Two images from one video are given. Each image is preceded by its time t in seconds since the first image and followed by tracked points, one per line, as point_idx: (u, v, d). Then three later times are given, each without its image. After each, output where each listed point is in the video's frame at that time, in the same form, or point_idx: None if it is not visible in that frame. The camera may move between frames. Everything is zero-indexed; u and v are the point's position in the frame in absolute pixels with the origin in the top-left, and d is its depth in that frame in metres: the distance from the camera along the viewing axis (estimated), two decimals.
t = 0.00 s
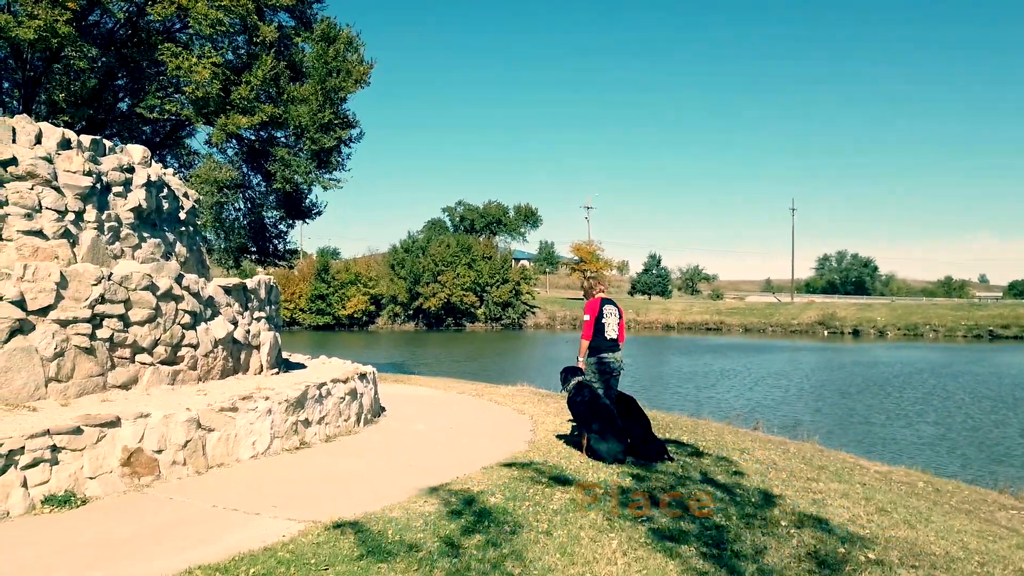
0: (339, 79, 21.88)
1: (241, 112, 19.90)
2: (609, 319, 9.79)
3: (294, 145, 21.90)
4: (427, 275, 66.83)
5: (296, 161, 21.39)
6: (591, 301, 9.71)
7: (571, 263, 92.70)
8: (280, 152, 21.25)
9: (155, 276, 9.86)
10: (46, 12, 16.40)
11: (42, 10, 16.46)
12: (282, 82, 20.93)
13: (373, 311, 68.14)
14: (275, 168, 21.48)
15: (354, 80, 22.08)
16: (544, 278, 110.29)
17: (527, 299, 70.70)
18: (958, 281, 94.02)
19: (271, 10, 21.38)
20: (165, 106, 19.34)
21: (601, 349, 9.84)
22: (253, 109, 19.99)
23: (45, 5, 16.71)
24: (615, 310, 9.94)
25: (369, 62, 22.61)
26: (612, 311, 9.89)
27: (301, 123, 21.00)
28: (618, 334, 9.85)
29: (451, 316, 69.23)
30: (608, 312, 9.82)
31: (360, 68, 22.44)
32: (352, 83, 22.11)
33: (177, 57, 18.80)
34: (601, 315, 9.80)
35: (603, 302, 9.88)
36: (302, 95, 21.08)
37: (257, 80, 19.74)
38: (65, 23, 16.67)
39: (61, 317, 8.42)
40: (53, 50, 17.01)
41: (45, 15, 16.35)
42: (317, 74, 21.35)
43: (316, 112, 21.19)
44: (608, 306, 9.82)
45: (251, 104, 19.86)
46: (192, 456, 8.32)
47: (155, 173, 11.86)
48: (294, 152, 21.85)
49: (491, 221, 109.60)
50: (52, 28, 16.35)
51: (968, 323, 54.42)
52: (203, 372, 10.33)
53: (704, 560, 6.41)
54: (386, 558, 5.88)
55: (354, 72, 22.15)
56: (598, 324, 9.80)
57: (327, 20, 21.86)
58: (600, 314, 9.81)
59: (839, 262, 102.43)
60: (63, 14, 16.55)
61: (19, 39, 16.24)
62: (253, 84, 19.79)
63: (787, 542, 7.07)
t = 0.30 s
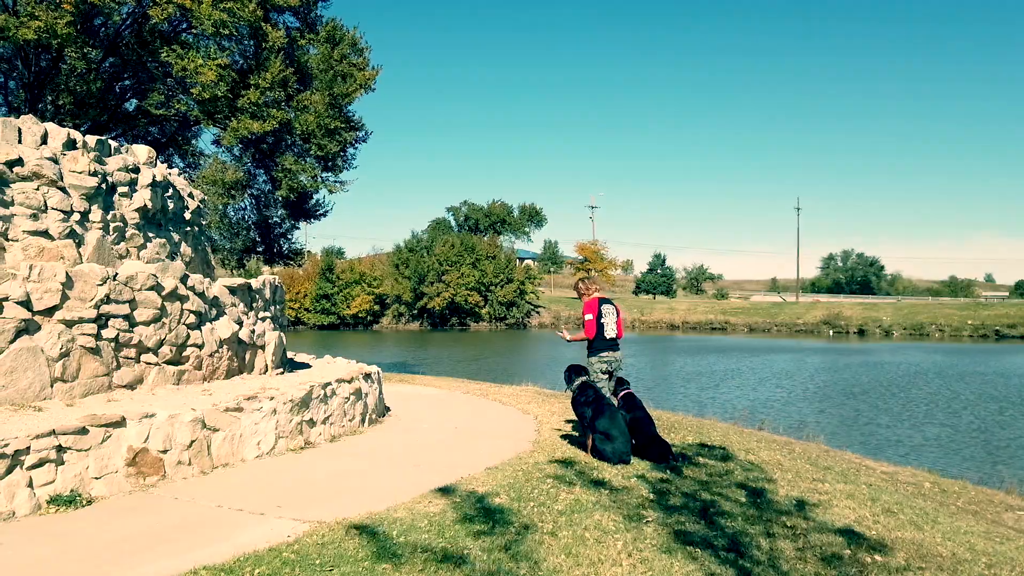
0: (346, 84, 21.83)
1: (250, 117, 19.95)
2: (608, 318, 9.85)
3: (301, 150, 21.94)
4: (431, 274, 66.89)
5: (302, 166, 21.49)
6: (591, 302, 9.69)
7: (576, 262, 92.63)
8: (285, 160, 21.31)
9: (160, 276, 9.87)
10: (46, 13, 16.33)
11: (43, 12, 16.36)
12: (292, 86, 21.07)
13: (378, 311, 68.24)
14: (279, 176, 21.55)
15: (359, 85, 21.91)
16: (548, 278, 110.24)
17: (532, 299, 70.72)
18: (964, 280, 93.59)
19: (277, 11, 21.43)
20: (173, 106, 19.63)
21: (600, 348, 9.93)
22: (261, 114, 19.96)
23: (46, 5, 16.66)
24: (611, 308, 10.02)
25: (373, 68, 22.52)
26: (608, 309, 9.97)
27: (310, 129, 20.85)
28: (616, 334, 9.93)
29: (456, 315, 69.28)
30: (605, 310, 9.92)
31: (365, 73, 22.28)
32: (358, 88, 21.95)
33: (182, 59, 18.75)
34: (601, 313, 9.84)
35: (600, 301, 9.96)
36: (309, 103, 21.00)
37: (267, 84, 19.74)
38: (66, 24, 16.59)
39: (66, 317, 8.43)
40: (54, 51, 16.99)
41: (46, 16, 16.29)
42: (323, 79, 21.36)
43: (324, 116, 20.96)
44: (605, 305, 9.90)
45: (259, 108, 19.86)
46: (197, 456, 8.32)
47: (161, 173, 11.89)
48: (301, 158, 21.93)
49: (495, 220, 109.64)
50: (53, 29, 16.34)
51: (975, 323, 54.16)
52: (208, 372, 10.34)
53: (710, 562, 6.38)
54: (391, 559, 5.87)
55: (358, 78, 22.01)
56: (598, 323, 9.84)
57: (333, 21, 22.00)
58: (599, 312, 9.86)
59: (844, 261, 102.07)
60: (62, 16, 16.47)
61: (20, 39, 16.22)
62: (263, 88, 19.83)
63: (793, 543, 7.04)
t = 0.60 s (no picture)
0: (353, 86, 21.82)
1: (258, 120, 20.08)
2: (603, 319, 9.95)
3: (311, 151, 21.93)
4: (436, 274, 66.94)
5: (312, 166, 21.58)
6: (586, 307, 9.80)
7: (580, 262, 92.56)
8: (293, 156, 21.38)
9: (166, 275, 9.89)
10: (56, 14, 16.47)
11: (54, 13, 16.52)
12: (297, 88, 21.08)
13: (382, 310, 68.33)
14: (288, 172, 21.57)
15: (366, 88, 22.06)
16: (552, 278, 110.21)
17: (536, 299, 70.72)
18: (970, 279, 93.20)
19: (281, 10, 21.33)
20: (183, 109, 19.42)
21: (596, 348, 9.96)
22: (270, 117, 20.10)
23: (56, 8, 16.81)
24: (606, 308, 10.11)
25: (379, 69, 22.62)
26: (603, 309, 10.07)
27: (317, 128, 20.84)
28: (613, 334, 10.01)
29: (460, 315, 69.30)
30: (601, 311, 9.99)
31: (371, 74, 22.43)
32: (364, 90, 22.06)
33: (190, 63, 18.91)
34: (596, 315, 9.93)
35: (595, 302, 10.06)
36: (316, 102, 20.94)
37: (275, 86, 19.93)
38: (76, 25, 16.75)
39: (72, 317, 8.45)
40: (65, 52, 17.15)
41: (56, 17, 16.42)
42: (329, 81, 21.51)
43: (332, 116, 21.00)
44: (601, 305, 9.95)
45: (268, 112, 20.00)
46: (202, 455, 8.33)
47: (166, 173, 11.91)
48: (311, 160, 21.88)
49: (500, 220, 109.69)
50: (63, 30, 16.47)
51: (981, 322, 53.96)
52: (213, 371, 10.36)
53: (716, 562, 6.36)
54: (396, 558, 5.87)
55: (364, 80, 22.19)
56: (594, 324, 9.97)
57: (338, 22, 21.99)
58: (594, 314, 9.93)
59: (849, 261, 101.78)
60: (74, 16, 16.65)
61: (30, 41, 16.29)
62: (271, 89, 19.98)
63: (799, 543, 7.01)
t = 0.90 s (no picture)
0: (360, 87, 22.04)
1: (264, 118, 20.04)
2: (586, 319, 10.37)
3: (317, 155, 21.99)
4: (440, 274, 67.00)
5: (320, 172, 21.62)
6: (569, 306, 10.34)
7: (584, 261, 92.48)
8: (302, 160, 21.31)
9: (172, 275, 9.90)
10: (72, 16, 16.60)
11: (67, 15, 16.65)
12: (303, 91, 21.21)
13: (387, 310, 68.41)
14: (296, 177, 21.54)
15: (370, 86, 22.26)
16: (557, 277, 110.22)
17: (541, 299, 70.75)
18: (976, 279, 92.83)
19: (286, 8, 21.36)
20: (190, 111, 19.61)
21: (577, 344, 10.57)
22: (276, 115, 20.09)
23: (70, 10, 16.93)
24: (593, 309, 10.51)
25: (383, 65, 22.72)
26: (592, 311, 10.42)
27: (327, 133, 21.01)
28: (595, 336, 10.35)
29: (465, 315, 69.30)
30: (586, 312, 10.40)
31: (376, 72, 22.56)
32: (370, 88, 22.25)
33: (197, 64, 18.99)
34: (580, 315, 10.40)
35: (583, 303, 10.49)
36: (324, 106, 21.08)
37: (280, 86, 19.95)
38: (90, 28, 16.92)
39: (79, 317, 8.46)
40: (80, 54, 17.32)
41: (71, 20, 16.57)
42: (340, 88, 21.57)
43: (341, 122, 21.19)
44: (585, 306, 10.40)
45: (273, 109, 20.00)
46: (208, 455, 8.34)
47: (172, 173, 11.94)
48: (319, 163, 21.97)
49: (504, 220, 109.70)
50: (77, 32, 16.61)
51: (987, 322, 53.78)
52: (219, 372, 10.37)
53: (719, 562, 6.35)
54: (402, 559, 5.85)
55: (369, 79, 22.27)
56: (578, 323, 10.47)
57: (341, 21, 21.96)
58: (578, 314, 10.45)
59: (855, 261, 101.47)
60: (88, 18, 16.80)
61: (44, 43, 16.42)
62: (277, 89, 20.02)
63: (804, 544, 6.98)
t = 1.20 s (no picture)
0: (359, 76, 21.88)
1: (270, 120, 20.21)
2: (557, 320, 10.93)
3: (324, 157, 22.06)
4: (445, 273, 67.06)
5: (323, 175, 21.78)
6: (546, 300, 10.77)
7: (589, 261, 92.40)
8: (308, 165, 21.46)
9: (177, 275, 9.92)
10: (69, 17, 16.57)
11: (65, 15, 16.63)
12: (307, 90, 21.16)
13: (392, 310, 68.47)
14: (301, 181, 21.75)
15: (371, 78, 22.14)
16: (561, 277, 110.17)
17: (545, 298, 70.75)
18: (983, 279, 92.39)
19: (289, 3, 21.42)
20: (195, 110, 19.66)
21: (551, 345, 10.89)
22: (281, 117, 20.24)
23: (68, 10, 16.92)
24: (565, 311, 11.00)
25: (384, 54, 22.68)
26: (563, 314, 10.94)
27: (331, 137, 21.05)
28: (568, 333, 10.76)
29: (470, 315, 69.31)
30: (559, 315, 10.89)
31: (378, 62, 22.54)
32: (372, 77, 22.21)
33: (200, 62, 19.01)
34: (553, 317, 10.91)
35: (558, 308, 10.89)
36: (328, 107, 21.15)
37: (286, 88, 20.04)
38: (87, 28, 16.88)
39: (85, 317, 8.48)
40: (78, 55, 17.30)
41: (68, 20, 16.55)
42: (340, 86, 21.58)
43: (343, 124, 21.19)
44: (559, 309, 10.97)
45: (279, 111, 20.14)
46: (213, 454, 8.35)
47: (177, 173, 11.96)
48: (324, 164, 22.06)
49: (508, 220, 109.73)
50: (74, 32, 16.58)
51: (993, 322, 53.54)
52: (224, 371, 10.38)
53: (723, 562, 6.33)
54: (406, 559, 5.84)
55: (371, 67, 22.31)
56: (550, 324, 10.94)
57: (343, 15, 21.79)
58: (551, 313, 10.96)
59: (861, 261, 101.13)
60: (85, 19, 16.75)
61: (42, 43, 16.44)
62: (282, 91, 20.13)
63: (810, 544, 6.95)
